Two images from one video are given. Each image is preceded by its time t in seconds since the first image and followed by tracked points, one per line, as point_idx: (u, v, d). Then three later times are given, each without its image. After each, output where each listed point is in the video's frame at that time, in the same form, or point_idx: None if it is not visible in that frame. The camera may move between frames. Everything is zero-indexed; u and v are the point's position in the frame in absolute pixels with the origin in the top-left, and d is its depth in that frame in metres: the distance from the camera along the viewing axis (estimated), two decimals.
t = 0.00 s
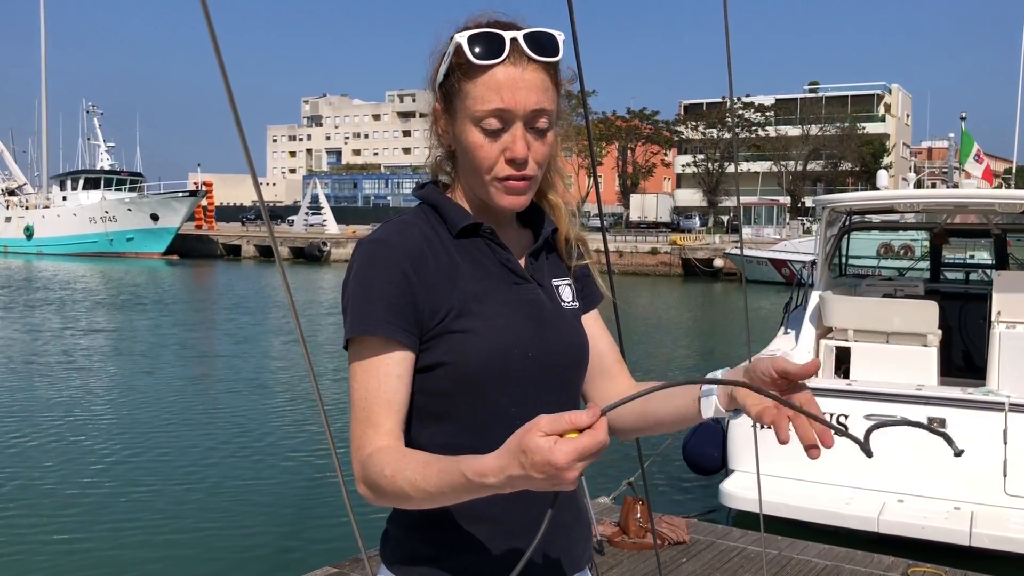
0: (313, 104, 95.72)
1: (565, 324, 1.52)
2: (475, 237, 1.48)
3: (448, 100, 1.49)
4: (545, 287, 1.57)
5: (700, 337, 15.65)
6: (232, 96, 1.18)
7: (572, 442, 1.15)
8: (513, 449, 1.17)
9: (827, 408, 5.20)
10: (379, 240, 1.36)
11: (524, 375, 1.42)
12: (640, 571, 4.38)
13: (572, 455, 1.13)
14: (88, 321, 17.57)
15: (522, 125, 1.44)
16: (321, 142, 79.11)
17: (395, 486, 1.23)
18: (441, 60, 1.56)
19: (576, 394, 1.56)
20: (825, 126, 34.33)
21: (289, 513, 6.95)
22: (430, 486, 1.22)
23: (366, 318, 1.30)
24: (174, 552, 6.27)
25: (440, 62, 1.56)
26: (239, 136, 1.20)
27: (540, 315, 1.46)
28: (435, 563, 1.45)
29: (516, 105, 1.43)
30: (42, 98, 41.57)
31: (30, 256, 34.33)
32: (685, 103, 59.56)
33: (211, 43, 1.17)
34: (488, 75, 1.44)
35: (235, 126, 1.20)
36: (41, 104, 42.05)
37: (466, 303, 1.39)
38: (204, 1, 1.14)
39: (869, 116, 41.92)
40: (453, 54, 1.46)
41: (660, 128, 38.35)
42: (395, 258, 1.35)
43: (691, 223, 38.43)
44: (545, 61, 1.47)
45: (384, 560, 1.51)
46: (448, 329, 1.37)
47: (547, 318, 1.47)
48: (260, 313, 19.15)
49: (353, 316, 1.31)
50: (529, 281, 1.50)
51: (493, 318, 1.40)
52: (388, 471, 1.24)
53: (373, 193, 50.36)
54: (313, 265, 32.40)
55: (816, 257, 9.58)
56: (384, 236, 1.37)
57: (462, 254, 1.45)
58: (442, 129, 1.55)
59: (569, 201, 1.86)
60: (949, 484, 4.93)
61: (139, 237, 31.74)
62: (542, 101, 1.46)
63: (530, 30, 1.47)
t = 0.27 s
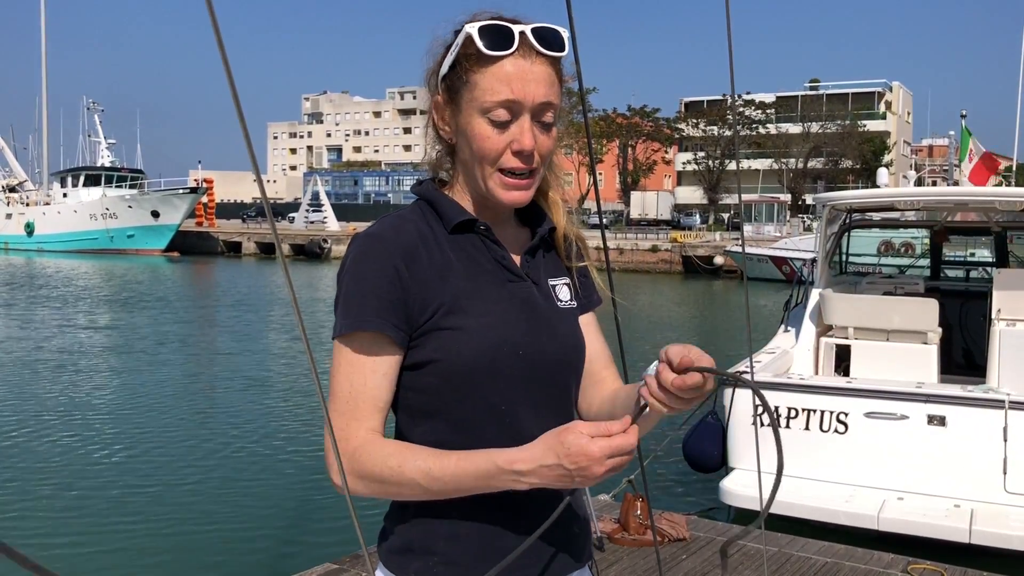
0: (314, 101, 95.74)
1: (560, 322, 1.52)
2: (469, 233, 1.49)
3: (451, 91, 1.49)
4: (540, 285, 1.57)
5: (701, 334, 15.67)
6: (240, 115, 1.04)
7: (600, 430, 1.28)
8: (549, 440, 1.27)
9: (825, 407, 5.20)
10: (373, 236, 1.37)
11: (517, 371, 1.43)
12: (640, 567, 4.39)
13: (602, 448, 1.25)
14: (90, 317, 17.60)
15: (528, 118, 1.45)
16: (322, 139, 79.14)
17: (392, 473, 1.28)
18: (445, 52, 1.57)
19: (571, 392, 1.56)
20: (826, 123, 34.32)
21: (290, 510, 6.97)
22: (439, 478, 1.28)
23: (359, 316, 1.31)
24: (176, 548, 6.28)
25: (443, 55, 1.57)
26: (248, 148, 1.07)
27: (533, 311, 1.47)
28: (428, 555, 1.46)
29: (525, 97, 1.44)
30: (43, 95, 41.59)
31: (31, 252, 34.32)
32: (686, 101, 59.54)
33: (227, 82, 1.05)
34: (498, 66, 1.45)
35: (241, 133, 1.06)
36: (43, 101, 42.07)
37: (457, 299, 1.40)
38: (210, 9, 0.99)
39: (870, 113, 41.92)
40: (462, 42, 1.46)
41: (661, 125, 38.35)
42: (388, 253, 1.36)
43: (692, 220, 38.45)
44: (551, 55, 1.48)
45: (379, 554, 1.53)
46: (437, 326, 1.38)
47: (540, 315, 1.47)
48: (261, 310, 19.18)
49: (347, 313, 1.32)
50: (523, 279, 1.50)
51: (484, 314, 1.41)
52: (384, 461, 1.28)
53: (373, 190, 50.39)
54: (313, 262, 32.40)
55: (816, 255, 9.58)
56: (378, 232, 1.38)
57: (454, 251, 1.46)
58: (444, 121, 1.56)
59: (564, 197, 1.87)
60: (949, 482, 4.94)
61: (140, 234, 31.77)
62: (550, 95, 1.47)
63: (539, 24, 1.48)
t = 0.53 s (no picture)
0: (313, 100, 95.74)
1: (554, 318, 1.53)
2: (460, 232, 1.49)
3: (440, 91, 1.49)
4: (533, 281, 1.58)
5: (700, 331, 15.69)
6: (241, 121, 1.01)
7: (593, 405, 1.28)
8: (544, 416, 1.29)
9: (825, 405, 5.21)
10: (365, 238, 1.37)
11: (511, 368, 1.43)
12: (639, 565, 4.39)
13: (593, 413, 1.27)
14: (89, 316, 17.60)
15: (516, 117, 1.46)
16: (321, 138, 79.12)
17: (390, 468, 1.30)
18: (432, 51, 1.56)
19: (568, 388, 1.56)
20: (826, 121, 34.33)
21: (291, 509, 6.97)
22: (444, 464, 1.30)
23: (355, 318, 1.31)
24: (178, 547, 6.29)
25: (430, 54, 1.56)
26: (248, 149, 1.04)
27: (527, 308, 1.48)
28: (427, 552, 1.46)
29: (513, 97, 1.45)
30: (43, 93, 41.55)
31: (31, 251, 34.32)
32: (686, 99, 59.56)
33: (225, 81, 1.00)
34: (486, 66, 1.45)
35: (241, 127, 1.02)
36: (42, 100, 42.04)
37: (451, 298, 1.40)
38: None
39: (869, 111, 41.96)
40: (449, 45, 1.46)
41: (660, 124, 38.35)
42: (382, 254, 1.36)
43: (692, 218, 38.46)
44: (540, 54, 1.48)
45: (377, 551, 1.54)
46: (432, 325, 1.38)
47: (534, 310, 1.48)
48: (260, 308, 19.19)
49: (341, 315, 1.32)
50: (516, 275, 1.51)
51: (478, 312, 1.41)
52: (384, 454, 1.30)
53: (373, 188, 50.40)
54: (313, 261, 32.40)
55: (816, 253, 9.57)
56: (371, 234, 1.38)
57: (447, 250, 1.46)
58: (431, 120, 1.56)
59: (554, 192, 1.88)
60: (949, 479, 4.94)
61: (140, 233, 31.77)
62: (537, 94, 1.47)
63: (526, 24, 1.48)
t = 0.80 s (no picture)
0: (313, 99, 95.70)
1: (552, 316, 1.54)
2: (457, 231, 1.50)
3: (438, 88, 1.49)
4: (529, 279, 1.58)
5: (700, 331, 15.70)
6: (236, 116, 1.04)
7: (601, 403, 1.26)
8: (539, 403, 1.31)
9: (825, 403, 5.21)
10: (363, 237, 1.37)
11: (511, 368, 1.44)
12: (640, 565, 4.39)
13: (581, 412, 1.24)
14: (89, 316, 17.60)
15: (516, 113, 1.46)
16: (321, 138, 79.07)
17: (393, 459, 1.31)
18: (432, 45, 1.57)
19: (566, 385, 1.58)
20: (825, 120, 34.28)
21: (292, 509, 6.97)
22: (449, 455, 1.31)
23: (354, 317, 1.32)
24: (179, 547, 6.29)
25: (429, 49, 1.57)
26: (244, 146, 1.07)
27: (526, 305, 1.48)
28: (429, 550, 1.46)
29: (513, 92, 1.45)
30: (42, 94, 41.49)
31: (31, 252, 34.30)
32: (686, 98, 59.51)
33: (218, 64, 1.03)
34: (486, 62, 1.45)
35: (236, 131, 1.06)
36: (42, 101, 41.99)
37: (449, 297, 1.41)
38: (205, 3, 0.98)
39: (869, 110, 41.93)
40: (449, 39, 1.46)
41: (660, 122, 38.31)
42: (380, 254, 1.37)
43: (691, 217, 38.42)
44: (537, 52, 1.49)
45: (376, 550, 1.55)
46: (431, 323, 1.39)
47: (533, 308, 1.49)
48: (260, 308, 19.18)
49: (338, 314, 1.33)
50: (514, 273, 1.51)
51: (476, 311, 1.42)
52: (386, 448, 1.31)
53: (373, 188, 50.38)
54: (313, 260, 32.39)
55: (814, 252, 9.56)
56: (370, 233, 1.39)
57: (445, 248, 1.46)
58: (428, 117, 1.56)
59: (546, 192, 1.88)
60: (949, 478, 4.95)
61: (140, 233, 31.78)
62: (537, 89, 1.48)
63: (524, 22, 1.48)
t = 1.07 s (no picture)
0: (313, 102, 95.82)
1: (550, 314, 1.55)
2: (457, 233, 1.50)
3: (430, 92, 1.50)
4: (527, 280, 1.59)
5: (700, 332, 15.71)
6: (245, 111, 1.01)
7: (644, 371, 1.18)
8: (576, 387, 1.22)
9: (825, 404, 5.22)
10: (366, 236, 1.37)
11: (512, 366, 1.45)
12: (640, 566, 4.39)
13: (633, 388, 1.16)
14: (89, 319, 17.61)
15: (508, 113, 1.46)
16: (321, 140, 79.11)
17: (422, 454, 1.22)
18: (423, 48, 1.57)
19: (565, 384, 1.59)
20: (825, 120, 34.29)
21: (292, 511, 6.97)
22: (479, 448, 1.21)
23: (359, 314, 1.30)
24: (181, 549, 6.29)
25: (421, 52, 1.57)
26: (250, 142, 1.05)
27: (524, 305, 1.49)
28: (429, 550, 1.46)
29: (503, 93, 1.45)
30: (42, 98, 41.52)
31: (31, 255, 34.33)
32: (686, 99, 59.55)
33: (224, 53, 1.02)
34: (477, 65, 1.46)
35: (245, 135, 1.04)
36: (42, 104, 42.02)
37: (451, 295, 1.41)
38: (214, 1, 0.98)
39: (868, 110, 41.94)
40: (439, 44, 1.47)
41: (660, 124, 38.33)
42: (383, 252, 1.37)
43: (691, 218, 38.43)
44: (527, 51, 1.49)
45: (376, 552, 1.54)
46: (435, 321, 1.39)
47: (532, 307, 1.50)
48: (260, 311, 19.19)
49: (343, 312, 1.31)
50: (511, 274, 1.53)
51: (477, 309, 1.42)
52: (415, 442, 1.23)
53: (372, 190, 50.41)
54: (313, 263, 32.40)
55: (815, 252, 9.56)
56: (372, 233, 1.39)
57: (446, 248, 1.47)
58: (422, 119, 1.57)
59: (543, 193, 1.89)
60: (948, 478, 4.95)
61: (140, 235, 31.82)
62: (527, 89, 1.48)
63: (513, 23, 1.49)
